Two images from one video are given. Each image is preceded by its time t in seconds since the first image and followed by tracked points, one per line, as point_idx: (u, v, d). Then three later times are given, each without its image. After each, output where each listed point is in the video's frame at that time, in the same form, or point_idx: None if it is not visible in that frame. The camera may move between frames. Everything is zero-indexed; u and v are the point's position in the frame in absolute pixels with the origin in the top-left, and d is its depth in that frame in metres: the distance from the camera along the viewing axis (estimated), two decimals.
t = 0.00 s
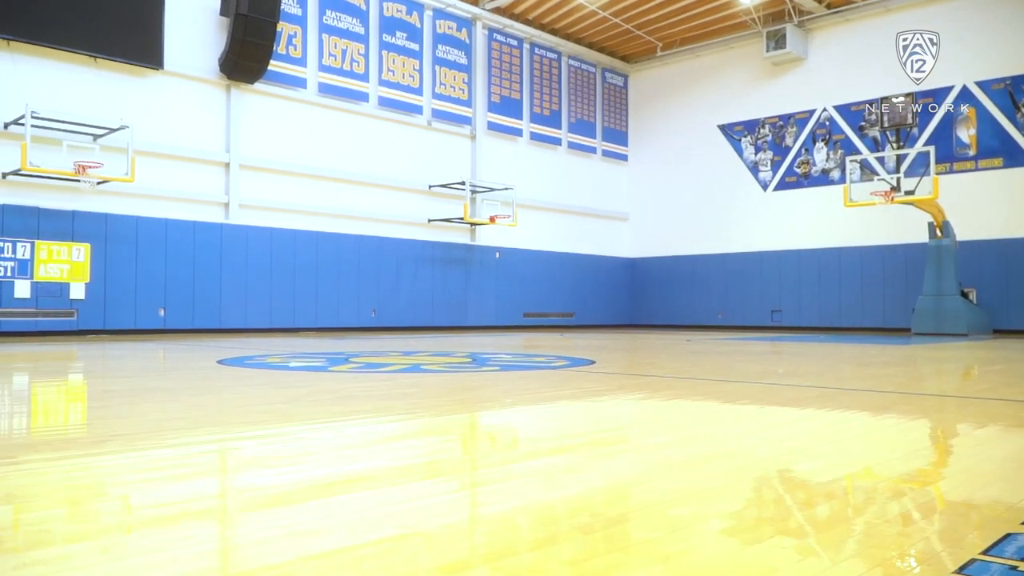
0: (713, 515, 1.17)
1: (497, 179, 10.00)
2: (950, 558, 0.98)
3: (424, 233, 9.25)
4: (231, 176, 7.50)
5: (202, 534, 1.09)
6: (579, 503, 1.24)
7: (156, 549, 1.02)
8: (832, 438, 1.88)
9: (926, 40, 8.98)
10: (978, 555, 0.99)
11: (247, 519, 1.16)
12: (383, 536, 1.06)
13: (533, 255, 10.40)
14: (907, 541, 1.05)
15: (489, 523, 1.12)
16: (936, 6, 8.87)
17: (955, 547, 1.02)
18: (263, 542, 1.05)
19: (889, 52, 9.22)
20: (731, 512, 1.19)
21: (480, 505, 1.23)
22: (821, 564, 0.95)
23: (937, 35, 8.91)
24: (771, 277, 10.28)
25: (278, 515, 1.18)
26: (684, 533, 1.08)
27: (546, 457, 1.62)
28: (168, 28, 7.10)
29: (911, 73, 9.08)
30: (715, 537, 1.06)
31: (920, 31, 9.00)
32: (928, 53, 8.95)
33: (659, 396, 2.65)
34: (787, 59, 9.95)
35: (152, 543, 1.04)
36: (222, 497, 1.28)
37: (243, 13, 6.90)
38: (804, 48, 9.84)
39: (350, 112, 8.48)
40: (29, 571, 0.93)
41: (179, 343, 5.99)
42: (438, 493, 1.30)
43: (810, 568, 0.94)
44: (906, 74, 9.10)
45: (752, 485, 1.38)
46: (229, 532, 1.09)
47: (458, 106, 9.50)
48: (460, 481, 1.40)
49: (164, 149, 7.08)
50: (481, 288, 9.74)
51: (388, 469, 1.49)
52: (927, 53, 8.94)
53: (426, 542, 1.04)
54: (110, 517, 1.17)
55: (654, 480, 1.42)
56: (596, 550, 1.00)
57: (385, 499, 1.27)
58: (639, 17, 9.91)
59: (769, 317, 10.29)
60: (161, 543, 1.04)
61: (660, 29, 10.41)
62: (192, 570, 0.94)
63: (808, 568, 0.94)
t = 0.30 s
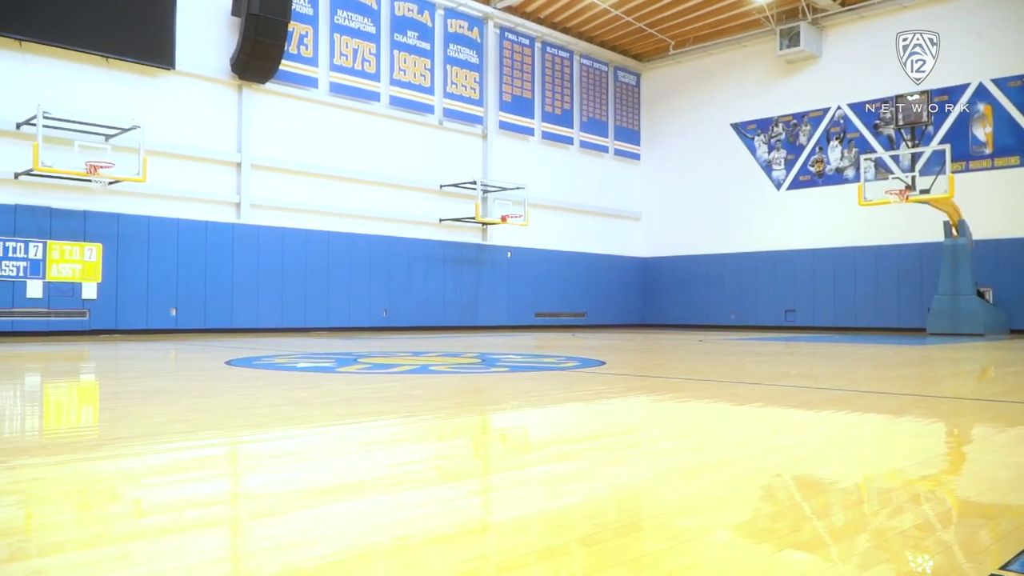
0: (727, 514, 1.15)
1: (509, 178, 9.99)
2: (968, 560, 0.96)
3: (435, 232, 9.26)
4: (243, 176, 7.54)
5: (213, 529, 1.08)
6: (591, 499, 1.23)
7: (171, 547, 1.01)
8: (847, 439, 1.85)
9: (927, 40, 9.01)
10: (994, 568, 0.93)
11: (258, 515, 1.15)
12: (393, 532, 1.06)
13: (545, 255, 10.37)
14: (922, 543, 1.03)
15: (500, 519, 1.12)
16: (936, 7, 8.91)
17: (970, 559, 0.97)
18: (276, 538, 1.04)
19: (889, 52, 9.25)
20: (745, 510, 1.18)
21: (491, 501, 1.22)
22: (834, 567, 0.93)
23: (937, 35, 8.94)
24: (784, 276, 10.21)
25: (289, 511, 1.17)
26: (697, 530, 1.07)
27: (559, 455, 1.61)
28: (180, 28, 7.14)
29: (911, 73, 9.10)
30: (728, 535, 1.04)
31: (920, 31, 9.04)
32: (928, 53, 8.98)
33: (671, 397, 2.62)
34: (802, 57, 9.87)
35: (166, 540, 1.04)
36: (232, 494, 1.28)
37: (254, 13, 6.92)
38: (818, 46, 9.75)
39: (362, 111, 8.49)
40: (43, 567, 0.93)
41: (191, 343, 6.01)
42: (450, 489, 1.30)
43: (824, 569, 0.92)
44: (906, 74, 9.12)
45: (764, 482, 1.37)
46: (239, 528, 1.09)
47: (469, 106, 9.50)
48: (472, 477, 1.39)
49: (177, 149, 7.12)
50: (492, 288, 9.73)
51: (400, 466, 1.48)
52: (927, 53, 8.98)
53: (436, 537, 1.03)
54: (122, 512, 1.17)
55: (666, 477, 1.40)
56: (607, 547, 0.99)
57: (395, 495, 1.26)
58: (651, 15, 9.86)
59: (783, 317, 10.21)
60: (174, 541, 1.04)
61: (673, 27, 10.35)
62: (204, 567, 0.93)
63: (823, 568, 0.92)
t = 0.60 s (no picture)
0: (737, 514, 1.15)
1: (520, 177, 9.97)
2: (982, 563, 0.95)
3: (446, 231, 9.25)
4: (253, 175, 7.56)
5: (222, 527, 1.09)
6: (600, 499, 1.23)
7: (183, 546, 1.01)
8: (859, 440, 1.84)
9: (927, 40, 9.04)
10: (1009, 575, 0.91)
11: (270, 513, 1.16)
12: (402, 530, 1.06)
13: (555, 255, 10.34)
14: (936, 545, 1.01)
15: (510, 520, 1.11)
16: (937, 7, 8.92)
17: (986, 564, 0.94)
18: (287, 538, 1.04)
19: (889, 52, 9.27)
20: (755, 510, 1.17)
21: (501, 500, 1.22)
22: (848, 571, 0.91)
23: (937, 35, 8.97)
24: (796, 276, 10.13)
25: (300, 509, 1.18)
26: (706, 531, 1.06)
27: (569, 456, 1.61)
28: (190, 28, 7.16)
29: (911, 73, 9.12)
30: (736, 537, 1.04)
31: (920, 31, 9.06)
32: (928, 53, 9.00)
33: (682, 398, 2.60)
34: (814, 55, 9.80)
35: (177, 540, 1.04)
36: (245, 493, 1.29)
37: (264, 11, 6.94)
38: (831, 44, 9.67)
39: (373, 110, 8.50)
40: (52, 567, 0.93)
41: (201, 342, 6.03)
42: (460, 488, 1.30)
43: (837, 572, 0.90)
44: (906, 74, 9.15)
45: (775, 483, 1.36)
46: (250, 525, 1.09)
47: (480, 104, 9.49)
48: (482, 477, 1.39)
49: (188, 148, 7.15)
50: (502, 287, 9.71)
51: (410, 467, 1.48)
52: (927, 53, 9.00)
53: (446, 536, 1.03)
54: (134, 511, 1.18)
55: (678, 477, 1.40)
56: (620, 547, 0.98)
57: (405, 496, 1.26)
58: (663, 13, 9.82)
59: (795, 316, 10.13)
60: (185, 540, 1.03)
61: (685, 26, 10.28)
62: (215, 567, 0.93)
63: (834, 570, 0.91)
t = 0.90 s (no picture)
0: (749, 514, 1.13)
1: (530, 176, 9.96)
2: (999, 562, 0.93)
3: (456, 231, 9.25)
4: (263, 175, 7.58)
5: (229, 526, 1.08)
6: (610, 499, 1.22)
7: (193, 547, 0.99)
8: (873, 440, 1.81)
9: (927, 40, 9.04)
10: None
11: (277, 512, 1.16)
12: (410, 530, 1.05)
13: (566, 254, 10.31)
14: (951, 543, 0.99)
15: (519, 520, 1.10)
16: (937, 7, 8.92)
17: (1006, 566, 0.91)
18: (299, 541, 1.02)
19: (890, 52, 9.29)
20: (768, 511, 1.15)
21: (510, 501, 1.21)
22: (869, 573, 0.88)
23: (937, 36, 8.97)
24: (808, 275, 10.06)
25: (307, 508, 1.18)
26: (717, 531, 1.05)
27: (579, 455, 1.59)
28: (200, 27, 7.18)
29: (911, 73, 9.13)
30: (747, 537, 1.02)
31: (920, 31, 9.08)
32: (928, 53, 9.01)
33: (693, 398, 2.58)
34: (827, 53, 9.72)
35: (186, 540, 1.02)
36: (253, 492, 1.28)
37: (274, 10, 6.95)
38: (843, 42, 9.58)
39: (383, 109, 8.51)
40: (57, 565, 0.92)
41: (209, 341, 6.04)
42: (468, 489, 1.29)
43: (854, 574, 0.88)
44: (905, 74, 9.16)
45: (788, 482, 1.34)
46: (257, 524, 1.09)
47: (490, 103, 9.47)
48: (491, 477, 1.38)
49: (198, 148, 7.18)
50: (512, 287, 9.69)
51: (418, 466, 1.48)
52: (927, 53, 9.01)
53: (454, 536, 1.02)
54: (141, 509, 1.18)
55: (689, 477, 1.38)
56: (629, 547, 0.97)
57: (415, 497, 1.24)
58: (674, 11, 9.77)
59: (807, 316, 10.06)
60: (191, 539, 1.03)
61: (696, 24, 10.22)
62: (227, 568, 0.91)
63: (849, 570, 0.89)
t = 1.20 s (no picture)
0: (757, 516, 1.12)
1: (536, 175, 9.94)
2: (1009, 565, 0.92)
3: (461, 230, 9.24)
4: (268, 174, 7.59)
5: (235, 526, 1.08)
6: (618, 500, 1.21)
7: (199, 548, 0.99)
8: (882, 443, 1.80)
9: (927, 40, 9.06)
10: None
11: (283, 511, 1.16)
12: (416, 530, 1.05)
13: (572, 253, 10.28)
14: (960, 546, 0.98)
15: (525, 520, 1.10)
16: (937, 7, 8.93)
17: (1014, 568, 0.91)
18: (305, 539, 1.03)
19: (890, 52, 9.30)
20: (775, 513, 1.14)
21: (517, 500, 1.21)
22: None
23: (937, 35, 8.98)
24: (815, 274, 10.02)
25: (313, 506, 1.18)
26: (725, 532, 1.04)
27: (585, 455, 1.59)
28: (205, 26, 7.19)
29: (911, 73, 9.15)
30: (755, 539, 1.02)
31: (920, 31, 9.09)
32: (928, 53, 9.02)
33: (700, 400, 2.57)
34: (835, 52, 9.67)
35: (192, 539, 1.02)
36: (259, 490, 1.29)
37: (279, 9, 6.94)
38: (851, 40, 9.54)
39: (389, 109, 8.50)
40: (65, 564, 0.92)
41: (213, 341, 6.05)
42: (473, 488, 1.29)
43: None
44: (906, 74, 9.17)
45: (795, 483, 1.33)
46: (262, 524, 1.09)
47: (496, 102, 9.46)
48: (497, 476, 1.38)
49: (204, 147, 7.19)
50: (518, 286, 9.68)
51: (425, 465, 1.47)
52: (927, 53, 9.02)
53: (460, 536, 1.02)
54: (146, 509, 1.18)
55: (696, 478, 1.38)
56: (635, 549, 0.97)
57: (418, 498, 1.24)
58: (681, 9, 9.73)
59: (814, 315, 10.03)
60: (197, 539, 1.03)
61: (703, 22, 10.19)
62: (233, 568, 0.92)
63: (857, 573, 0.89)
